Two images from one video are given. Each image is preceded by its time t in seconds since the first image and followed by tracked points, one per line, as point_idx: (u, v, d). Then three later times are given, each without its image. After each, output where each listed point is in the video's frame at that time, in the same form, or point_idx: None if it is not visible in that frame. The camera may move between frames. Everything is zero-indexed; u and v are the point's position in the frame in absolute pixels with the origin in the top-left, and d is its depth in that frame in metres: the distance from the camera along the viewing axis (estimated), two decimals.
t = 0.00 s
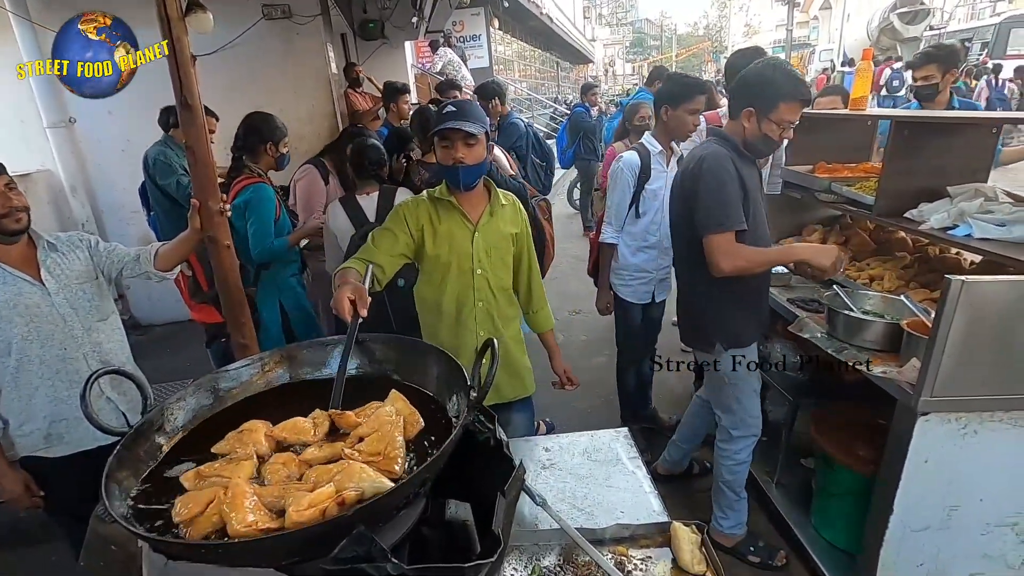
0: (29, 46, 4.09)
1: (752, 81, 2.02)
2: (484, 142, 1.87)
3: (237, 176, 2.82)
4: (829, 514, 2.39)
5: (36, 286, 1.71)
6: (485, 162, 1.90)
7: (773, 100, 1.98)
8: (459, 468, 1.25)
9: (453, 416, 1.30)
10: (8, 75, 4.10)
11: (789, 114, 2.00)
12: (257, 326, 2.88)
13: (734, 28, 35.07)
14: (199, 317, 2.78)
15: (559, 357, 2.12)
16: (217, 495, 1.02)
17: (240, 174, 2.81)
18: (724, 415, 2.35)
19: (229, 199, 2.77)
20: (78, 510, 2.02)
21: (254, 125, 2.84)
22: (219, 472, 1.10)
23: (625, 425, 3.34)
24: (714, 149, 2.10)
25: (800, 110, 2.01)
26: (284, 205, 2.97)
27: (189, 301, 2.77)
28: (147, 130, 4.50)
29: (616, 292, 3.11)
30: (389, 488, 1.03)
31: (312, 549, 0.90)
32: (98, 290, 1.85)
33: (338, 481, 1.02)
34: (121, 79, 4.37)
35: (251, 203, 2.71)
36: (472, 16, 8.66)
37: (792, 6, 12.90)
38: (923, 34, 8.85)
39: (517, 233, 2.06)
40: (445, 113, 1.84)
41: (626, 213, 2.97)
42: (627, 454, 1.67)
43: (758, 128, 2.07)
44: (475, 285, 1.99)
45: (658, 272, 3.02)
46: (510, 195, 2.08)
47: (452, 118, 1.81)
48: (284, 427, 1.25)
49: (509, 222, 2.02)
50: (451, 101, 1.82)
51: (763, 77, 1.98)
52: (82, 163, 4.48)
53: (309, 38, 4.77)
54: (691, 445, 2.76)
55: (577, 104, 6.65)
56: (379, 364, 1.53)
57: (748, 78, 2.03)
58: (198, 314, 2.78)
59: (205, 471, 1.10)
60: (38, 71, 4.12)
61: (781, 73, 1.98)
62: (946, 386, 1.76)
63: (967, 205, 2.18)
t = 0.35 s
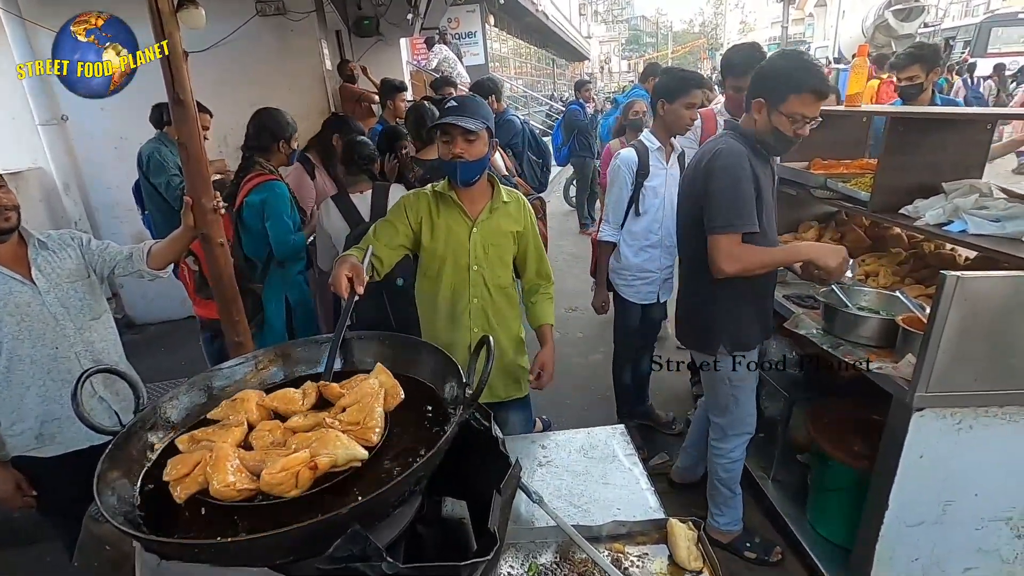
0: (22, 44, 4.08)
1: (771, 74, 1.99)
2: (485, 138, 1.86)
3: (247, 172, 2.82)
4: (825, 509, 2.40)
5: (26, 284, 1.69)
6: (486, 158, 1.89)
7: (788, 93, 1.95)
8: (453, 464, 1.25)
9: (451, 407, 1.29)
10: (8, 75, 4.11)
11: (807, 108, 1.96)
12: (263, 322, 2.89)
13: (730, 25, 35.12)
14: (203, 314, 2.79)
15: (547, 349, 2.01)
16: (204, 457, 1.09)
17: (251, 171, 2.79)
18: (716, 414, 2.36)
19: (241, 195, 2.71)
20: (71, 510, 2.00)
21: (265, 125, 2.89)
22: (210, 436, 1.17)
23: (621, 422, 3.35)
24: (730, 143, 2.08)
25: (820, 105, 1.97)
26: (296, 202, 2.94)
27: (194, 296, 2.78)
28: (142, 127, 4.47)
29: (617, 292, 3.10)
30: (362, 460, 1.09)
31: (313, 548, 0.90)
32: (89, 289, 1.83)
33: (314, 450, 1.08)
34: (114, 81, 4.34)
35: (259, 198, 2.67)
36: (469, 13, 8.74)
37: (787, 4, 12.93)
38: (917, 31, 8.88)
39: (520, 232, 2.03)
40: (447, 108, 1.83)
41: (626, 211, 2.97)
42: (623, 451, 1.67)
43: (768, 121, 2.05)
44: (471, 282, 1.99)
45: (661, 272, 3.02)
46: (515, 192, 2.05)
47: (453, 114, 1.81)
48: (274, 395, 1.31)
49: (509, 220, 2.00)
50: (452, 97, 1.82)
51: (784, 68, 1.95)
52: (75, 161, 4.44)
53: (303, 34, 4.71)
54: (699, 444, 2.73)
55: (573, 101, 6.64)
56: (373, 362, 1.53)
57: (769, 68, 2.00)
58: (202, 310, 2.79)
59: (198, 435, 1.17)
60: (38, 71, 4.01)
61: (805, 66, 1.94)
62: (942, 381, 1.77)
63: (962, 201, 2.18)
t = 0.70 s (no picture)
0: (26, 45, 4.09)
1: (765, 74, 1.96)
2: (487, 145, 1.86)
3: (253, 171, 2.82)
4: (825, 514, 2.40)
5: (28, 282, 1.69)
6: (487, 163, 1.89)
7: (775, 88, 1.93)
8: (456, 466, 1.25)
9: (453, 409, 1.28)
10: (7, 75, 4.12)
11: (798, 103, 1.92)
12: (266, 321, 2.86)
13: (733, 30, 35.18)
14: (205, 311, 2.79)
15: (463, 280, 1.80)
16: (210, 402, 1.23)
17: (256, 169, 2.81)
18: (703, 414, 2.38)
19: (247, 193, 2.72)
20: (71, 508, 2.00)
21: (270, 123, 2.91)
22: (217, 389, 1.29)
23: (621, 425, 3.34)
24: (729, 148, 2.06)
25: (812, 101, 1.92)
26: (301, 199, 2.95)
27: (197, 294, 2.78)
28: (146, 127, 4.50)
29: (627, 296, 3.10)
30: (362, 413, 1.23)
31: (314, 548, 0.89)
32: (91, 287, 1.84)
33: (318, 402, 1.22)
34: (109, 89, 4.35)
35: (264, 197, 2.67)
36: (471, 15, 8.62)
37: (790, 9, 12.96)
38: (921, 37, 8.91)
39: (517, 231, 1.96)
40: (449, 113, 1.85)
41: (635, 216, 2.97)
42: (624, 455, 1.67)
43: (761, 121, 2.01)
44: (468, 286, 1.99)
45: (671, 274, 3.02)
46: (517, 192, 1.98)
47: (456, 120, 1.82)
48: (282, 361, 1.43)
49: (506, 221, 1.96)
50: (455, 101, 1.84)
51: (773, 66, 1.93)
52: (76, 161, 4.45)
53: (306, 34, 4.74)
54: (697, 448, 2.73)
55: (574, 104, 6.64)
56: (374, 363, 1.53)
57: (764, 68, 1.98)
58: (205, 307, 2.79)
59: (205, 387, 1.29)
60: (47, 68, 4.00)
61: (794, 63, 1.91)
62: (943, 387, 1.77)
63: (965, 207, 2.18)
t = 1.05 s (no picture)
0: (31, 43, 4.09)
1: (786, 80, 1.89)
2: (475, 145, 1.85)
3: (252, 169, 2.81)
4: (829, 515, 2.39)
5: (34, 279, 1.70)
6: (474, 162, 1.89)
7: (811, 100, 1.85)
8: (458, 467, 1.25)
9: (456, 408, 1.28)
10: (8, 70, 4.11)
11: (830, 114, 1.85)
12: (272, 317, 2.88)
13: (738, 28, 35.07)
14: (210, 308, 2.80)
15: (427, 267, 1.79)
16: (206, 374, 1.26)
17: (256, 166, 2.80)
18: (707, 414, 2.38)
19: (248, 191, 2.73)
20: (76, 505, 2.01)
21: (266, 119, 2.88)
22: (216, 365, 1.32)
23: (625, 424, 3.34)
24: (739, 157, 2.01)
25: (842, 109, 1.86)
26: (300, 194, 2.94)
27: (202, 291, 2.79)
28: (152, 122, 4.50)
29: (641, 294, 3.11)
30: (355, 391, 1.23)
31: (315, 544, 0.89)
32: (97, 285, 1.85)
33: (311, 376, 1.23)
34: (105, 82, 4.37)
35: (263, 197, 2.68)
36: (476, 14, 8.66)
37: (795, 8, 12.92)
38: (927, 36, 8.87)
39: (501, 227, 1.95)
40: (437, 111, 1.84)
41: (648, 214, 2.94)
42: (627, 454, 1.67)
43: (793, 133, 1.94)
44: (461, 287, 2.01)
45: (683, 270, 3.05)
46: (505, 189, 1.98)
47: (445, 119, 1.80)
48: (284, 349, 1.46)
49: (492, 218, 1.96)
50: (444, 99, 1.81)
51: (802, 73, 1.85)
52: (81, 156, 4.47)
53: (311, 33, 4.70)
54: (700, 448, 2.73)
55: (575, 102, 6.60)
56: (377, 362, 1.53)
57: (784, 73, 1.90)
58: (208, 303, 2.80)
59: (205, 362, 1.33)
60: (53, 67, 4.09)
61: (817, 69, 1.84)
62: (949, 387, 1.76)
63: (972, 206, 2.17)
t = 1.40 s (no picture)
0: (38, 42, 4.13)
1: (797, 78, 1.88)
2: (464, 140, 1.84)
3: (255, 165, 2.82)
4: (834, 512, 2.38)
5: (41, 275, 1.71)
6: (463, 157, 1.88)
7: (820, 99, 1.84)
8: (462, 463, 1.24)
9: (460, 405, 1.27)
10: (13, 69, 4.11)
11: (839, 113, 1.84)
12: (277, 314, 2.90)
13: (744, 21, 34.81)
14: (216, 305, 2.79)
15: (427, 264, 1.79)
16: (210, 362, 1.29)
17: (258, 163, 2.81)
18: (714, 412, 2.37)
19: (252, 188, 2.73)
20: (83, 499, 2.03)
21: (268, 115, 2.88)
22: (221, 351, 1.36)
23: (630, 420, 3.33)
24: (756, 156, 1.98)
25: (854, 107, 1.84)
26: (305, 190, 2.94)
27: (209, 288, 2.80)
28: (158, 119, 4.52)
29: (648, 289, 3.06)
30: (359, 378, 1.26)
31: (318, 541, 0.89)
32: (103, 281, 1.85)
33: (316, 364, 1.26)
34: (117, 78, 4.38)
35: (268, 193, 2.69)
36: (480, 8, 8.62)
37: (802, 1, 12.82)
38: (936, 28, 8.80)
39: (497, 223, 1.95)
40: (427, 107, 1.83)
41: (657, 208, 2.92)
42: (632, 450, 1.66)
43: (803, 131, 1.93)
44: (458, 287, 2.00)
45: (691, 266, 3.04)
46: (497, 184, 1.97)
47: (435, 115, 1.80)
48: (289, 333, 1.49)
49: (487, 214, 1.96)
50: (434, 96, 1.82)
51: (812, 71, 1.84)
52: (89, 153, 4.48)
53: (316, 29, 4.72)
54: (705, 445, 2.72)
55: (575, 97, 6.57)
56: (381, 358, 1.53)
57: (795, 70, 1.89)
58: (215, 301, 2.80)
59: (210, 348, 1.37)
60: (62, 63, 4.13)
61: (828, 65, 1.82)
62: (957, 385, 1.74)
63: (981, 201, 2.15)
